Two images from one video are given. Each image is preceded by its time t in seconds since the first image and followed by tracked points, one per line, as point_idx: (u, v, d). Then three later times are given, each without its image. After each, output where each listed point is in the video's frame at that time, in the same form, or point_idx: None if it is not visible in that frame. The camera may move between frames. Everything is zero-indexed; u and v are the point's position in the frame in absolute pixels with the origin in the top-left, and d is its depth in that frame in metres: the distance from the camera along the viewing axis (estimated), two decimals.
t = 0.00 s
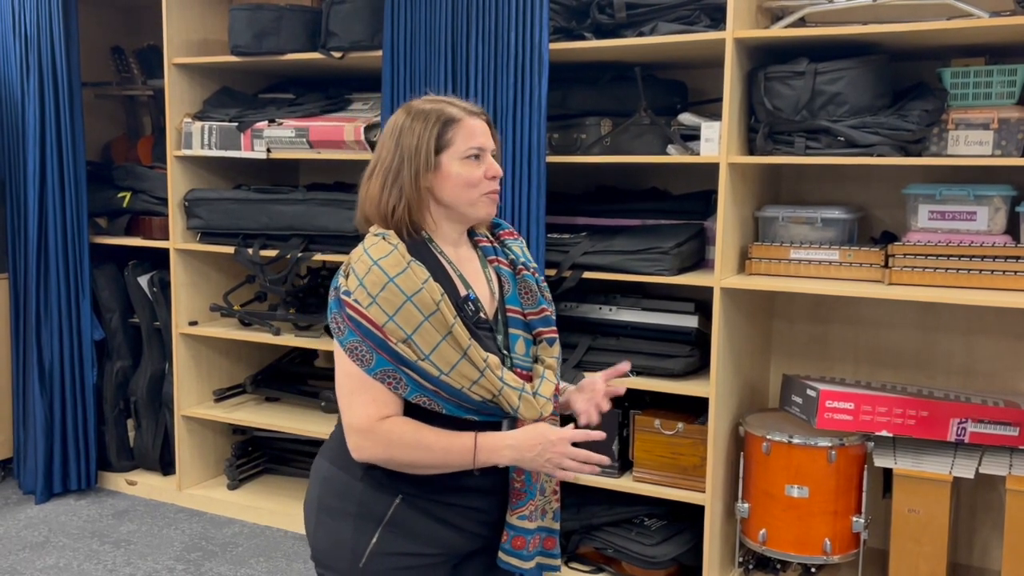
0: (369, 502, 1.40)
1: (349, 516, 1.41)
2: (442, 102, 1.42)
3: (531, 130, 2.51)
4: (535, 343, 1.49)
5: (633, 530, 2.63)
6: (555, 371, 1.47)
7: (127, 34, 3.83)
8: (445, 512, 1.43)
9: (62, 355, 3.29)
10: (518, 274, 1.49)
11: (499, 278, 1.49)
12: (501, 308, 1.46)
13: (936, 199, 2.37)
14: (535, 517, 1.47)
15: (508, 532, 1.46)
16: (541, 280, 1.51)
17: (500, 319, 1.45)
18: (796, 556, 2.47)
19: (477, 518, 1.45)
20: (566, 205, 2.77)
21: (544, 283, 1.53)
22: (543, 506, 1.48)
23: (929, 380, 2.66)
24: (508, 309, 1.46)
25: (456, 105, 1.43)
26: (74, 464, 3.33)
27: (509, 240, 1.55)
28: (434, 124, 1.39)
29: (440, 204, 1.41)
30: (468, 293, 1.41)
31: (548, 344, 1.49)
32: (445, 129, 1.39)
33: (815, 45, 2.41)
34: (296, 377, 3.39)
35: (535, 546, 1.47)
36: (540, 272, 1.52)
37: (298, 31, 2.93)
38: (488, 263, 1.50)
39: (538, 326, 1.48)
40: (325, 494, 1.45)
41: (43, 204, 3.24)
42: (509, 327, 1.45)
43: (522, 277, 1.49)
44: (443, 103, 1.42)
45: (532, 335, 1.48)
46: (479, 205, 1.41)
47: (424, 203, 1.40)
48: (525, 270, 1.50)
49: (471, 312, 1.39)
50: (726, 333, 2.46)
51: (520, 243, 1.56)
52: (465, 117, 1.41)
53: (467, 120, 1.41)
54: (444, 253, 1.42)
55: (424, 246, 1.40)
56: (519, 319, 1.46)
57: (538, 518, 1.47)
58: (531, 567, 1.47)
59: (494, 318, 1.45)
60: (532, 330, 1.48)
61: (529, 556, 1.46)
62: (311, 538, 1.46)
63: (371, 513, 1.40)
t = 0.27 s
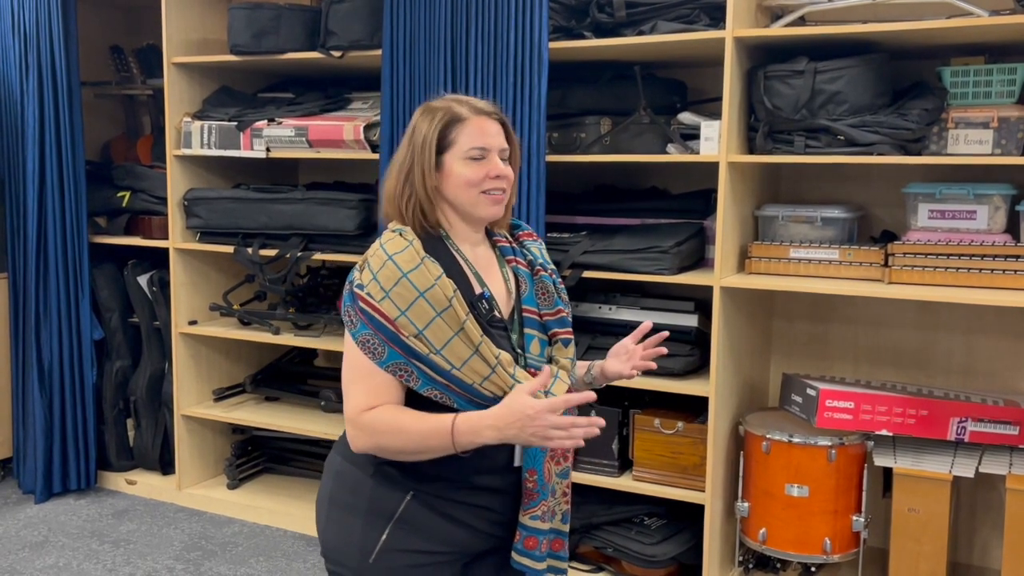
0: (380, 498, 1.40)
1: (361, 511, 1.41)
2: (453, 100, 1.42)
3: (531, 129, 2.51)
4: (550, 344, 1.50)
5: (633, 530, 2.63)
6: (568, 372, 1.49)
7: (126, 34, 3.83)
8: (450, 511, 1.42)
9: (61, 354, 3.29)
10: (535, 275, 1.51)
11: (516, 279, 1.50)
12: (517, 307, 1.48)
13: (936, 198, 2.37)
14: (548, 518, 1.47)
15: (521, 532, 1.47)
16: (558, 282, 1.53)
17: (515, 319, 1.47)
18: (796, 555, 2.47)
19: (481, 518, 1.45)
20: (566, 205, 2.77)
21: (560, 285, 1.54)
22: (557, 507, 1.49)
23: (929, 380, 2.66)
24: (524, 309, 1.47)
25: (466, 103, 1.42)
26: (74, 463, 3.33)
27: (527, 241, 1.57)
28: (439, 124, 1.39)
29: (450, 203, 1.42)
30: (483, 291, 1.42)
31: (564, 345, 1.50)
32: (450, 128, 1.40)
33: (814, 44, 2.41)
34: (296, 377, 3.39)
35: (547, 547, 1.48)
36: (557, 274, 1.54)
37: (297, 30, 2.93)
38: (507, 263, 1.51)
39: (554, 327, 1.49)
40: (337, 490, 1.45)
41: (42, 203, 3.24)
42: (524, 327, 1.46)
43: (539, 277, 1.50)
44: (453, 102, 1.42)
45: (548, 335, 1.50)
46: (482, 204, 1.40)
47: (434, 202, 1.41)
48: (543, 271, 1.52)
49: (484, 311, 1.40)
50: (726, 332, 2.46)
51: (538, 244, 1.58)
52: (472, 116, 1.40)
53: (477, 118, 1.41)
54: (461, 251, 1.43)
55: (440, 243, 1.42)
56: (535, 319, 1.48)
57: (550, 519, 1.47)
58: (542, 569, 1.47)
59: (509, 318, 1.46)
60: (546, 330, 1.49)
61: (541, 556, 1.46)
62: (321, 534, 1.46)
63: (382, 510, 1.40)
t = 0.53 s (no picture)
0: (386, 493, 1.43)
1: (365, 502, 1.44)
2: (456, 109, 1.46)
3: (532, 128, 2.51)
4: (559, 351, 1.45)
5: (634, 528, 2.62)
6: (571, 379, 1.43)
7: (126, 33, 3.83)
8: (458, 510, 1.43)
9: (61, 353, 3.29)
10: (554, 280, 1.48)
11: (535, 282, 1.49)
12: (530, 311, 1.46)
13: (937, 196, 2.36)
14: (545, 526, 1.45)
15: (515, 537, 1.46)
16: (578, 289, 1.50)
17: (527, 322, 1.45)
18: (797, 554, 2.47)
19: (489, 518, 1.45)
20: (566, 204, 2.77)
21: (581, 293, 1.51)
22: (557, 515, 1.47)
23: (930, 379, 2.66)
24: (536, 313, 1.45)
25: (467, 110, 1.45)
26: (74, 463, 3.33)
27: (554, 247, 1.55)
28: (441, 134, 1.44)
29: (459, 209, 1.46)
30: (492, 288, 1.43)
31: (570, 352, 1.44)
32: (450, 137, 1.44)
33: (815, 43, 2.41)
34: (297, 376, 3.39)
35: (544, 555, 1.45)
36: (579, 281, 1.51)
37: (297, 30, 2.93)
38: (528, 266, 1.50)
39: (564, 333, 1.45)
40: (344, 482, 1.48)
41: (42, 203, 3.24)
42: (534, 331, 1.44)
43: (557, 283, 1.48)
44: (457, 110, 1.46)
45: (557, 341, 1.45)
46: (479, 209, 1.42)
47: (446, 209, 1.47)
48: (563, 276, 1.49)
49: (489, 308, 1.41)
50: (727, 331, 2.46)
51: (565, 250, 1.55)
52: (470, 123, 1.43)
53: (480, 122, 1.43)
54: (474, 248, 1.46)
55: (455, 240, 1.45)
56: (546, 324, 1.45)
57: (547, 526, 1.45)
58: None
59: (518, 321, 1.45)
60: (557, 336, 1.45)
61: (535, 564, 1.45)
62: (328, 527, 1.49)
63: (384, 502, 1.43)
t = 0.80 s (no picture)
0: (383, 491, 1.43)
1: (355, 486, 1.46)
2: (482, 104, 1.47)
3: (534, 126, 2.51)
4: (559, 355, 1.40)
5: (636, 527, 2.62)
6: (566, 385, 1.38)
7: (128, 31, 3.83)
8: (461, 510, 1.42)
9: (64, 352, 3.29)
10: (566, 283, 1.44)
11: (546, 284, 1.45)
12: (537, 311, 1.43)
13: (939, 195, 2.36)
14: (528, 531, 1.42)
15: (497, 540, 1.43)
16: (589, 295, 1.45)
17: (532, 323, 1.42)
18: (799, 553, 2.46)
19: (483, 517, 1.44)
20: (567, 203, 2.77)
21: (592, 300, 1.46)
22: (544, 522, 1.44)
23: (932, 377, 2.66)
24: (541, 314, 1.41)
25: (491, 105, 1.46)
26: (76, 461, 3.33)
27: (573, 250, 1.52)
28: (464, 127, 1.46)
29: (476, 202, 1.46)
30: (497, 285, 1.42)
31: (569, 357, 1.39)
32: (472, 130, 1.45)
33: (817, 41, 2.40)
34: (298, 375, 3.39)
35: (524, 561, 1.43)
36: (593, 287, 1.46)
37: (298, 28, 2.93)
38: (541, 268, 1.47)
39: (566, 337, 1.40)
40: (341, 467, 1.51)
41: (44, 202, 3.24)
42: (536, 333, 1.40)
43: (567, 285, 1.44)
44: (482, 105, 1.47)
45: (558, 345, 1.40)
46: (492, 202, 1.42)
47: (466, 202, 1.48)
48: (575, 281, 1.45)
49: (490, 305, 1.40)
50: (728, 329, 2.46)
51: (585, 255, 1.52)
52: (490, 116, 1.43)
53: (500, 116, 1.43)
54: (486, 245, 1.45)
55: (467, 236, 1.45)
56: (551, 326, 1.40)
57: (530, 532, 1.42)
58: None
59: (521, 320, 1.42)
60: (559, 339, 1.40)
61: (514, 568, 1.42)
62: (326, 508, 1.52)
63: (373, 488, 1.44)
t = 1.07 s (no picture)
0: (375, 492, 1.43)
1: (346, 494, 1.46)
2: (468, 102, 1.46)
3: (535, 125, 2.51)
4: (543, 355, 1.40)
5: (638, 526, 2.62)
6: (549, 386, 1.37)
7: (129, 30, 3.83)
8: (462, 509, 1.42)
9: (66, 351, 3.30)
10: (550, 281, 1.44)
11: (531, 283, 1.45)
12: (522, 311, 1.43)
13: (941, 193, 2.36)
14: (519, 536, 1.42)
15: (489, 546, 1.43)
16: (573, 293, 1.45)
17: (515, 324, 1.41)
18: (801, 552, 2.46)
19: (485, 516, 1.44)
20: (569, 202, 2.77)
21: (577, 297, 1.45)
22: (538, 527, 1.43)
23: (934, 376, 2.66)
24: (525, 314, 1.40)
25: (477, 103, 1.44)
26: (79, 461, 3.33)
27: (558, 246, 1.51)
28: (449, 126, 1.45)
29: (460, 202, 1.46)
30: (478, 286, 1.41)
31: (552, 357, 1.38)
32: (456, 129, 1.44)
33: (819, 39, 2.40)
34: (300, 373, 3.39)
35: (517, 568, 1.42)
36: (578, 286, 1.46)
37: (300, 28, 2.93)
38: (526, 266, 1.47)
39: (549, 337, 1.39)
40: (332, 473, 1.50)
41: (46, 201, 3.24)
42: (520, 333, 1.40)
43: (551, 284, 1.43)
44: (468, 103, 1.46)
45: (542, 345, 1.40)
46: (474, 204, 1.41)
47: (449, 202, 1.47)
48: (559, 279, 1.45)
49: (470, 307, 1.39)
50: (730, 328, 2.46)
51: (569, 251, 1.51)
52: (475, 116, 1.42)
53: (488, 116, 1.42)
54: (467, 245, 1.45)
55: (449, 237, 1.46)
56: (534, 326, 1.40)
57: (520, 537, 1.42)
58: None
59: (504, 321, 1.41)
60: (542, 339, 1.40)
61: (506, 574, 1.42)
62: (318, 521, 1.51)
63: (364, 494, 1.44)
